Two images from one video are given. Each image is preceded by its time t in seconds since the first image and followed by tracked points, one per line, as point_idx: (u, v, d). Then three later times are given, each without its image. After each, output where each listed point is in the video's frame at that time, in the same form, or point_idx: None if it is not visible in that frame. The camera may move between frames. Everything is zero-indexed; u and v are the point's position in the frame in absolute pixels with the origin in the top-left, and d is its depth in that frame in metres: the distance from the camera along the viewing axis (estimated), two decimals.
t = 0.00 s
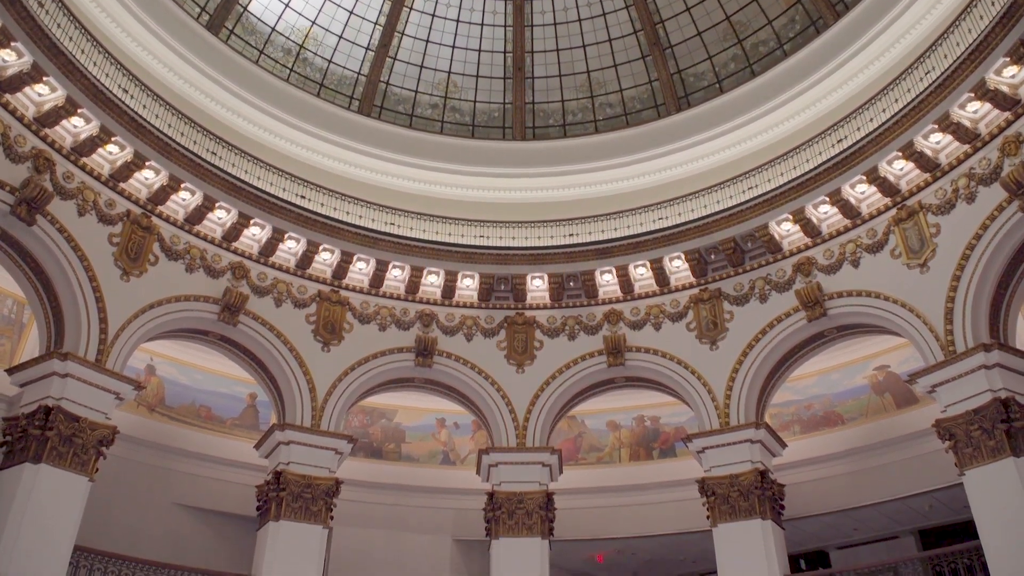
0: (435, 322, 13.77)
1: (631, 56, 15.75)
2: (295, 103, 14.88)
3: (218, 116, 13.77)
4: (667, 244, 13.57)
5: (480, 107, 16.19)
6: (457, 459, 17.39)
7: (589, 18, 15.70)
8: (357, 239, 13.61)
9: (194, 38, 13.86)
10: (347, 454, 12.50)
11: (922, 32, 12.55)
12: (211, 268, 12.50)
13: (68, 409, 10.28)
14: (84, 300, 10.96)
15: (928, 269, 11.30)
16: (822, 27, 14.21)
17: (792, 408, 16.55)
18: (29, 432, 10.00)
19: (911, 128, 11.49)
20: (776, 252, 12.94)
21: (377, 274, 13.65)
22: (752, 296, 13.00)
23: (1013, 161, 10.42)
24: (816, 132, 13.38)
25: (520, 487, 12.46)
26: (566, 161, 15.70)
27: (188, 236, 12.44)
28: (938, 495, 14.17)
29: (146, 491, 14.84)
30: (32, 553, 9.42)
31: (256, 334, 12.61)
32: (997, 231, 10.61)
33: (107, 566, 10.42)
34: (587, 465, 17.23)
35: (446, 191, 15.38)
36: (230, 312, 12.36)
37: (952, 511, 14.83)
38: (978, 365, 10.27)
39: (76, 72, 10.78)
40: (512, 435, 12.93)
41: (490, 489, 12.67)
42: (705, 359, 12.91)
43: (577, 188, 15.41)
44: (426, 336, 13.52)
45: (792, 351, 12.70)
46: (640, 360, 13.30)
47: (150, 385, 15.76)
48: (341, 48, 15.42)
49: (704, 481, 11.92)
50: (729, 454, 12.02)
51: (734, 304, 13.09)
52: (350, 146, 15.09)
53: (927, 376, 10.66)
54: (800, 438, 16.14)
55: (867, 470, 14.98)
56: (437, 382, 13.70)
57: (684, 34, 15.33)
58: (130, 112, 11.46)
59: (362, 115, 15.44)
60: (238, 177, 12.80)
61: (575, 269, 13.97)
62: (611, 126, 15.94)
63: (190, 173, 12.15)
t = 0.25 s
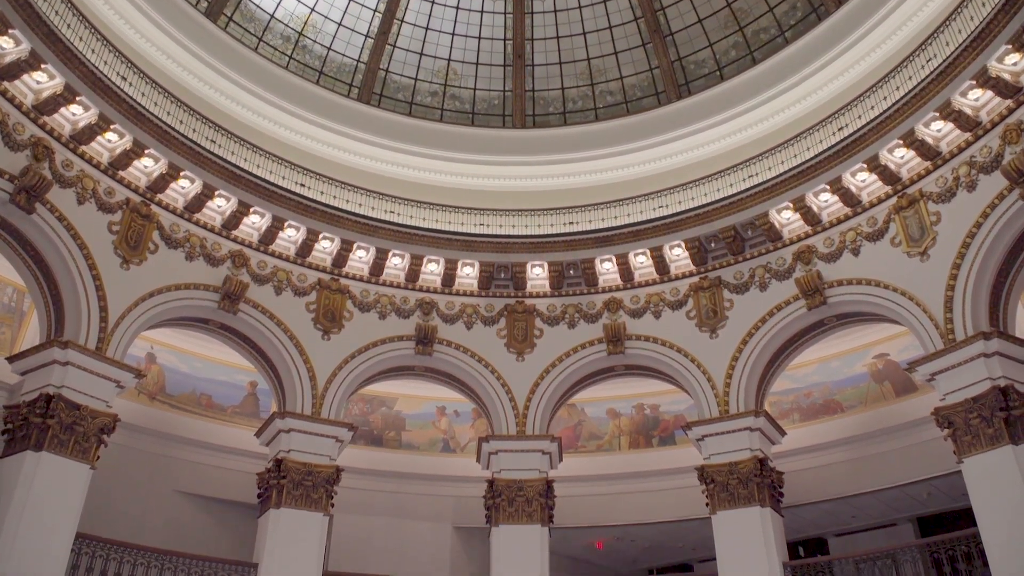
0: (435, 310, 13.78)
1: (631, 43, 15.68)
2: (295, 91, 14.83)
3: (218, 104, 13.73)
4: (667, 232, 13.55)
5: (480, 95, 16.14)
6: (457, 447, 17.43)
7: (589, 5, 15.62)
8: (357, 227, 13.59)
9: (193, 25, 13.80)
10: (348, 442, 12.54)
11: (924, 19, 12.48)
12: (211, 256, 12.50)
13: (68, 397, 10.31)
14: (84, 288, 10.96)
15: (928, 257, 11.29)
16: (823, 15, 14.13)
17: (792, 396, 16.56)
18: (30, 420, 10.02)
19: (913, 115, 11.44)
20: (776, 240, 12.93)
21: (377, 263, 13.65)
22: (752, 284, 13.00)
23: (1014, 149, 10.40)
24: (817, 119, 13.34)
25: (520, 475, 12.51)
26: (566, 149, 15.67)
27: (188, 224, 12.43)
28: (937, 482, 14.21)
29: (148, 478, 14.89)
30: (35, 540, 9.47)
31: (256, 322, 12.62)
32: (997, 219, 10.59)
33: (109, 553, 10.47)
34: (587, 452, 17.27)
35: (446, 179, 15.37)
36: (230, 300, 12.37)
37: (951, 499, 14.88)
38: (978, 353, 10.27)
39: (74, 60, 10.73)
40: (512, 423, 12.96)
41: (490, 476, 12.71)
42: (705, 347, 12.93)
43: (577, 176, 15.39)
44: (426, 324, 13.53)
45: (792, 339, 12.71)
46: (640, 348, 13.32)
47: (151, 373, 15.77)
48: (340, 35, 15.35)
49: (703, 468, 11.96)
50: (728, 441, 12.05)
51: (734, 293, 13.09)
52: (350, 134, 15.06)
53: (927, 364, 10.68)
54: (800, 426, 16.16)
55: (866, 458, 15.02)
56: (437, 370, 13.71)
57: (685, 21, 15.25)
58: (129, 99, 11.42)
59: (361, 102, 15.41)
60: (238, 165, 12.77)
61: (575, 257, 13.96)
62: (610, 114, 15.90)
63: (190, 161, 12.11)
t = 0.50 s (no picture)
0: (435, 298, 13.79)
1: (632, 30, 15.60)
2: (294, 78, 14.77)
3: (216, 91, 13.68)
4: (668, 220, 13.53)
5: (479, 82, 16.07)
6: (457, 435, 17.47)
7: None
8: (357, 215, 13.56)
9: (191, 11, 13.73)
10: (348, 429, 12.57)
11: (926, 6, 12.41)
12: (210, 244, 12.49)
13: (69, 384, 10.32)
14: (84, 276, 10.96)
15: (928, 245, 11.29)
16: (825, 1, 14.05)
17: (791, 383, 16.57)
18: (31, 408, 10.05)
19: (914, 103, 11.39)
20: (777, 228, 12.92)
21: (377, 250, 13.63)
22: (752, 272, 13.00)
23: (1016, 136, 10.38)
24: (818, 107, 13.29)
25: (520, 462, 12.55)
26: (566, 136, 15.62)
27: (188, 212, 12.41)
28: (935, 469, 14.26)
29: (149, 465, 14.94)
30: (37, 527, 9.52)
31: (256, 310, 12.62)
32: (998, 207, 10.58)
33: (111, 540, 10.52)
34: (587, 440, 17.30)
35: (446, 166, 15.33)
36: (230, 288, 12.37)
37: (949, 486, 14.93)
38: (977, 341, 10.29)
39: (72, 46, 10.68)
40: (512, 411, 12.99)
41: (490, 464, 12.75)
42: (705, 335, 12.94)
43: (577, 164, 15.35)
44: (426, 312, 13.53)
45: (791, 327, 12.72)
46: (640, 336, 13.33)
47: (151, 361, 15.78)
48: (339, 22, 15.27)
49: (703, 455, 12.00)
50: (728, 429, 12.09)
51: (734, 281, 13.09)
52: (349, 121, 15.02)
53: (926, 352, 10.70)
54: (799, 414, 16.19)
55: (865, 445, 15.06)
56: (437, 358, 13.73)
57: (685, 8, 15.16)
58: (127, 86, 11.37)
59: (361, 90, 15.35)
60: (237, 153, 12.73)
61: (575, 245, 13.94)
62: (611, 102, 15.84)
63: (188, 148, 12.07)
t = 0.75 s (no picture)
0: (435, 284, 13.80)
1: (632, 16, 15.51)
2: (293, 64, 14.71)
3: (215, 77, 13.62)
4: (668, 207, 13.50)
5: (479, 67, 16.00)
6: (457, 421, 17.50)
7: None
8: (357, 202, 13.52)
9: None
10: (349, 415, 12.61)
11: None
12: (210, 231, 12.48)
13: (70, 371, 10.34)
14: (84, 263, 10.95)
15: (928, 232, 11.28)
16: None
17: (791, 370, 16.59)
18: (33, 394, 10.07)
19: (915, 89, 11.33)
20: (777, 215, 12.90)
21: (377, 237, 13.62)
22: (752, 258, 13.00)
23: (1017, 123, 10.35)
24: (819, 93, 13.24)
25: (520, 448, 12.59)
26: (567, 123, 15.56)
27: (187, 198, 12.39)
28: (933, 455, 14.31)
29: (150, 451, 14.98)
30: (39, 513, 9.56)
31: (256, 296, 12.63)
32: (999, 194, 10.56)
33: (113, 525, 10.58)
34: (587, 426, 17.33)
35: (446, 153, 15.29)
36: (230, 275, 12.37)
37: (947, 472, 14.99)
38: (977, 328, 10.30)
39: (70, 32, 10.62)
40: (512, 397, 13.02)
41: (490, 450, 12.80)
42: (704, 322, 12.95)
43: (577, 150, 15.30)
44: (426, 299, 13.54)
45: (791, 314, 12.73)
46: (640, 322, 13.34)
47: (152, 347, 15.78)
48: (338, 8, 15.18)
49: (702, 442, 12.05)
50: (727, 415, 12.12)
51: (734, 267, 13.09)
52: (348, 107, 14.96)
53: (926, 339, 10.71)
54: (798, 400, 16.21)
55: (864, 431, 15.10)
56: (438, 345, 13.74)
57: None
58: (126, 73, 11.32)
59: (360, 76, 15.29)
60: (237, 140, 12.69)
61: (575, 232, 13.92)
62: (611, 88, 15.78)
63: (188, 135, 12.02)
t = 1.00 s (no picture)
0: (435, 271, 13.80)
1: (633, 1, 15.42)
2: (292, 49, 14.65)
3: (214, 63, 13.57)
4: (668, 193, 13.48)
5: (479, 53, 15.93)
6: (457, 407, 17.52)
7: None
8: (357, 188, 13.50)
9: None
10: (349, 401, 12.64)
11: None
12: (209, 217, 12.47)
13: (70, 357, 10.36)
14: (84, 249, 10.94)
15: (928, 218, 11.27)
16: None
17: (791, 356, 16.60)
18: (33, 380, 10.10)
19: (917, 75, 11.29)
20: (777, 201, 12.88)
21: (376, 223, 13.60)
22: (752, 245, 12.98)
23: (1019, 108, 10.32)
24: (820, 79, 13.19)
25: (520, 434, 12.63)
26: (567, 109, 15.50)
27: (186, 184, 12.37)
28: (932, 441, 14.35)
29: (151, 438, 15.02)
30: (41, 498, 9.60)
31: (256, 283, 12.63)
32: (1000, 180, 10.54)
33: (115, 511, 10.62)
34: (586, 412, 17.35)
35: (446, 139, 15.25)
36: (230, 261, 12.37)
37: (946, 458, 15.04)
38: (976, 314, 10.31)
39: (67, 17, 10.57)
40: (512, 383, 13.04)
41: (490, 436, 12.83)
42: (704, 308, 12.95)
43: (577, 136, 15.27)
44: (426, 285, 13.54)
45: (791, 300, 12.73)
46: (640, 309, 13.35)
47: (152, 334, 15.78)
48: None
49: (701, 428, 12.08)
50: (726, 401, 12.15)
51: (734, 254, 13.08)
52: (348, 93, 14.90)
53: (926, 325, 10.72)
54: (797, 386, 16.24)
55: (863, 417, 15.13)
56: (438, 331, 13.75)
57: None
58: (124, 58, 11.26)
59: (360, 61, 15.23)
60: (236, 125, 12.65)
61: (575, 218, 13.90)
62: (611, 74, 15.71)
63: (187, 120, 11.99)
